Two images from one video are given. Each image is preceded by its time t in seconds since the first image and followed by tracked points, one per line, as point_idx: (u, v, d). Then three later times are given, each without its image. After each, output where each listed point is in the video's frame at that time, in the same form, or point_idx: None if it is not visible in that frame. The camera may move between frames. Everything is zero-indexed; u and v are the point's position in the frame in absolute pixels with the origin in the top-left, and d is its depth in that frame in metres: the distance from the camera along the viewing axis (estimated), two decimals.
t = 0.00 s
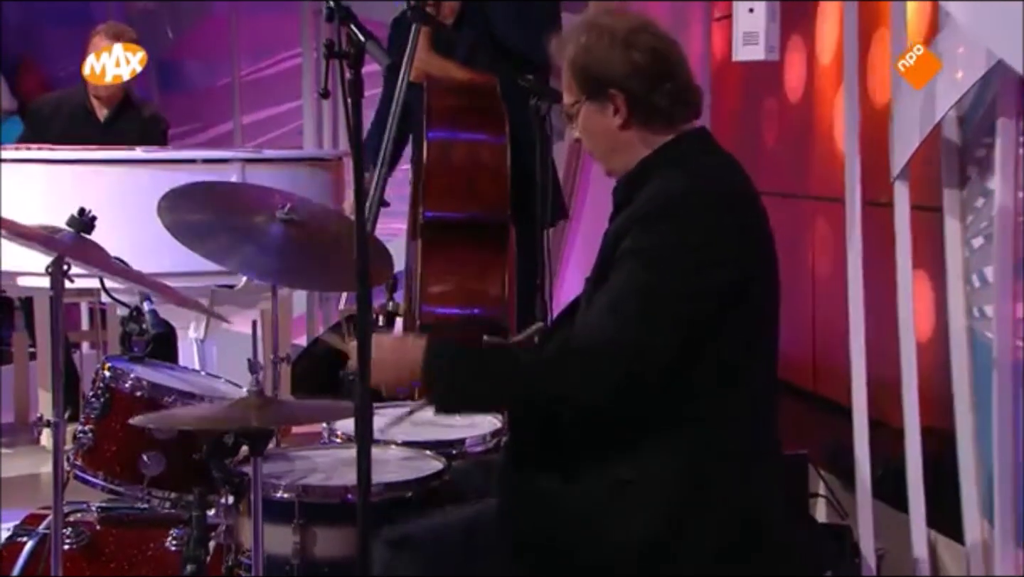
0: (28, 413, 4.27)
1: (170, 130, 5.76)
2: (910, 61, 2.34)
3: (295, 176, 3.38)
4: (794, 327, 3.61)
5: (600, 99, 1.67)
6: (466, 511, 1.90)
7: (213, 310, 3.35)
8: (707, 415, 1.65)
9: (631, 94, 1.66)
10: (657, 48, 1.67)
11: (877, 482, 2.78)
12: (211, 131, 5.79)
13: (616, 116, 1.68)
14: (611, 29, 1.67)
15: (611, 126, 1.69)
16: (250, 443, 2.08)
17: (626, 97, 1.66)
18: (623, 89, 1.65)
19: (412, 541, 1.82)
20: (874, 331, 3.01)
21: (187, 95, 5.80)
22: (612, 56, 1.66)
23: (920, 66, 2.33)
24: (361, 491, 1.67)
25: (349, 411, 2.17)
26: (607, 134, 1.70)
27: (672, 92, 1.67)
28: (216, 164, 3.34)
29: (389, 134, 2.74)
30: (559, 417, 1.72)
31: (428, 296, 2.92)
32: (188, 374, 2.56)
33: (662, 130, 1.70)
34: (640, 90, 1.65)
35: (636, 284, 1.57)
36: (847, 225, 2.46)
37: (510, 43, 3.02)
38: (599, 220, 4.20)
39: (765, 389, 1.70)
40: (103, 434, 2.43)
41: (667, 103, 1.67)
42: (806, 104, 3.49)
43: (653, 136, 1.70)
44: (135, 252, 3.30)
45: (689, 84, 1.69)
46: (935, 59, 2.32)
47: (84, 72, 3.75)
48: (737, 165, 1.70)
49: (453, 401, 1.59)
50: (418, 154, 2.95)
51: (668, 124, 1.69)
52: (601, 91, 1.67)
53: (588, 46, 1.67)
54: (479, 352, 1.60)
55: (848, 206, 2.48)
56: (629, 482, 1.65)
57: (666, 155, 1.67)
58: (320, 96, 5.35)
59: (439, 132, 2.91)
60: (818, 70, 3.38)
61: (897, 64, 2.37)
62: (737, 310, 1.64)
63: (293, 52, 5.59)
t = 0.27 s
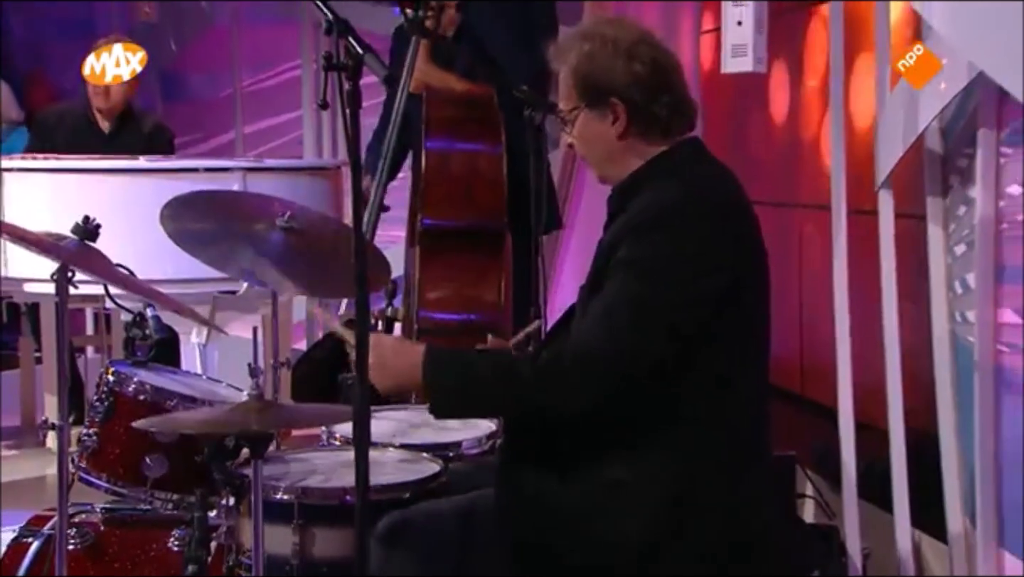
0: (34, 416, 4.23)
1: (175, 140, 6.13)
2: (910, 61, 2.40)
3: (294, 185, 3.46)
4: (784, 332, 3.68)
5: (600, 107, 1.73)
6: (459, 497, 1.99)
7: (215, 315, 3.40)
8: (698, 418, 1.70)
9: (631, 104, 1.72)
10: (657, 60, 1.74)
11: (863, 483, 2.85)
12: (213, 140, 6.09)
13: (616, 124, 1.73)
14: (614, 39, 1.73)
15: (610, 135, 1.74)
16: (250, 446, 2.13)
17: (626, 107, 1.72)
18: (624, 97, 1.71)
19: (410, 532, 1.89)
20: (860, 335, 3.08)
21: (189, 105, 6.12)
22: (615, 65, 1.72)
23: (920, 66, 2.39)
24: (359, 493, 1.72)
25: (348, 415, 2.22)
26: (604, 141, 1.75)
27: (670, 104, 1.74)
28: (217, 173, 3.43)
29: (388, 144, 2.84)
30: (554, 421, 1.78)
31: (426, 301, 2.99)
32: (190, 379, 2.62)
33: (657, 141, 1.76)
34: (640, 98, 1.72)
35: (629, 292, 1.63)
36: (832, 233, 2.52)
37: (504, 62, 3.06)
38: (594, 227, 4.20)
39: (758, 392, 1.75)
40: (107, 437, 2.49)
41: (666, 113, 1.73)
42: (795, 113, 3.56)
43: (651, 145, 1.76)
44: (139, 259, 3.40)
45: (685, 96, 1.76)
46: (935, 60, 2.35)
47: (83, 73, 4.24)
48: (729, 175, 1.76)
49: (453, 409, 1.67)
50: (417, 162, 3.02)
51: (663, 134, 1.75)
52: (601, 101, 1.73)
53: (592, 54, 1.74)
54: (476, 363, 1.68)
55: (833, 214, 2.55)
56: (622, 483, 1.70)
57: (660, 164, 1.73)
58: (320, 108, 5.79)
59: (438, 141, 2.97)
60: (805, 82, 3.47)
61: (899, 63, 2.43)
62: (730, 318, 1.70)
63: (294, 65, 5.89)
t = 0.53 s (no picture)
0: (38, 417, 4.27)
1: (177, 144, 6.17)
2: (909, 61, 2.39)
3: (291, 191, 3.51)
4: (774, 335, 3.73)
5: (605, 110, 1.77)
6: (455, 511, 2.09)
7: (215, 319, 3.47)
8: (688, 417, 1.74)
9: (637, 109, 1.77)
10: (663, 67, 1.79)
11: (850, 482, 2.90)
12: (214, 146, 6.12)
13: (618, 129, 1.78)
14: (622, 44, 1.79)
15: (612, 139, 1.79)
16: (251, 447, 2.18)
17: (632, 112, 1.77)
18: (630, 102, 1.76)
19: (406, 542, 2.00)
20: (850, 336, 3.14)
21: (190, 115, 6.15)
22: (624, 69, 1.77)
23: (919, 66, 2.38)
24: (356, 492, 1.77)
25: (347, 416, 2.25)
26: (606, 145, 1.80)
27: (675, 110, 1.79)
28: (219, 179, 3.48)
29: (388, 153, 3.01)
30: (548, 422, 1.82)
31: (426, 305, 2.96)
32: (191, 381, 2.66)
33: (658, 146, 1.80)
34: (644, 103, 1.77)
35: (619, 293, 1.67)
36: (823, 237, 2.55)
37: (501, 68, 3.06)
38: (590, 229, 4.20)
39: (743, 392, 1.79)
40: (109, 438, 2.53)
41: (670, 120, 1.79)
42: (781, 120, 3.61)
43: (652, 149, 1.80)
44: (141, 263, 3.44)
45: (688, 103, 1.81)
46: (934, 60, 2.34)
47: (84, 73, 4.37)
48: (721, 181, 1.80)
49: (442, 411, 1.72)
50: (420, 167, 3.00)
51: (664, 140, 1.80)
52: (606, 106, 1.77)
53: (599, 58, 1.79)
54: (466, 363, 1.73)
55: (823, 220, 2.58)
56: (614, 483, 1.74)
57: (652, 169, 1.77)
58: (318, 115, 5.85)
59: (439, 148, 2.96)
60: (795, 86, 3.52)
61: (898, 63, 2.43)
62: (717, 318, 1.74)
63: (294, 72, 5.97)
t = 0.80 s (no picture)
0: (41, 419, 4.31)
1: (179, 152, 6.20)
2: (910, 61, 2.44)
3: (290, 196, 3.56)
4: (764, 337, 3.78)
5: (594, 119, 1.82)
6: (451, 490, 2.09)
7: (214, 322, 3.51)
8: (682, 418, 1.80)
9: (625, 120, 1.82)
10: (650, 76, 1.84)
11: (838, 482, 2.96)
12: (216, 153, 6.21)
13: (608, 138, 1.83)
14: (607, 57, 1.83)
15: (601, 147, 1.84)
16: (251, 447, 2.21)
17: (620, 122, 1.82)
18: (619, 113, 1.81)
19: (403, 523, 2.01)
20: (839, 338, 3.19)
21: (192, 120, 6.19)
22: (610, 79, 1.82)
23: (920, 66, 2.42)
24: (355, 493, 1.81)
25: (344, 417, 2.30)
26: (595, 154, 1.85)
27: (663, 119, 1.84)
28: (219, 184, 3.52)
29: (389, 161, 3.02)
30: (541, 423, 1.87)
31: (427, 306, 3.10)
32: (193, 383, 2.71)
33: (647, 153, 1.86)
34: (631, 112, 1.81)
35: (617, 298, 1.71)
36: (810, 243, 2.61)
37: (498, 69, 3.06)
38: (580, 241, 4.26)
39: (732, 396, 1.84)
40: (111, 438, 2.57)
41: (658, 128, 1.84)
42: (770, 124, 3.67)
43: (642, 155, 1.86)
44: (142, 267, 3.49)
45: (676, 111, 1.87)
46: (933, 60, 2.38)
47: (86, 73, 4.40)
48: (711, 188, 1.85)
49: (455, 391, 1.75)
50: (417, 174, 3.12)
51: (652, 147, 1.86)
52: (594, 117, 1.82)
53: (586, 70, 1.83)
54: (467, 357, 1.75)
55: (811, 223, 2.65)
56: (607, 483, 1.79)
57: (642, 175, 1.83)
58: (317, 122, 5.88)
59: (439, 154, 3.06)
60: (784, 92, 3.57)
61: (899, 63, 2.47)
62: (707, 323, 1.79)
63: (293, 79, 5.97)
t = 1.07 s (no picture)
0: (42, 422, 4.35)
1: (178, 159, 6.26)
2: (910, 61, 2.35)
3: (288, 202, 3.60)
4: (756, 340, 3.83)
5: (579, 131, 1.87)
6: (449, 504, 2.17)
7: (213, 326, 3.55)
8: (671, 420, 1.84)
9: (607, 129, 1.86)
10: (630, 86, 1.89)
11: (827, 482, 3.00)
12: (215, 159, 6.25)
13: (593, 147, 1.87)
14: (589, 68, 1.87)
15: (587, 158, 1.88)
16: (249, 450, 2.25)
17: (604, 132, 1.86)
18: (602, 122, 1.85)
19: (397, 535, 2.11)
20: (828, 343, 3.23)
21: (194, 127, 6.20)
22: (592, 89, 1.86)
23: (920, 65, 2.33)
24: (352, 494, 1.85)
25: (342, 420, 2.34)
26: (581, 163, 1.89)
27: (646, 127, 1.88)
28: (218, 190, 3.56)
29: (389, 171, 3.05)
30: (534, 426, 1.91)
31: (423, 311, 3.14)
32: (192, 386, 2.74)
33: (630, 162, 1.90)
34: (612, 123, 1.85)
35: (605, 306, 1.77)
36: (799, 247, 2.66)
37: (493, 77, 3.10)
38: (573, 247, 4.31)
39: (722, 398, 1.88)
40: (111, 441, 2.61)
41: (642, 136, 1.88)
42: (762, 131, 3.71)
43: (626, 164, 1.90)
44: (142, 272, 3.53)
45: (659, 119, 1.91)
46: (933, 59, 2.28)
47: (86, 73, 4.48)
48: (698, 195, 1.89)
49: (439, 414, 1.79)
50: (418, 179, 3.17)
51: (637, 155, 1.89)
52: (578, 127, 1.86)
53: (568, 82, 1.87)
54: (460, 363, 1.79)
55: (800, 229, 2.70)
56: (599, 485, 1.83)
57: (626, 185, 1.87)
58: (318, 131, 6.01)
59: (439, 160, 3.12)
60: (774, 98, 3.62)
61: (898, 63, 2.38)
62: (694, 329, 1.83)
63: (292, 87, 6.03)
